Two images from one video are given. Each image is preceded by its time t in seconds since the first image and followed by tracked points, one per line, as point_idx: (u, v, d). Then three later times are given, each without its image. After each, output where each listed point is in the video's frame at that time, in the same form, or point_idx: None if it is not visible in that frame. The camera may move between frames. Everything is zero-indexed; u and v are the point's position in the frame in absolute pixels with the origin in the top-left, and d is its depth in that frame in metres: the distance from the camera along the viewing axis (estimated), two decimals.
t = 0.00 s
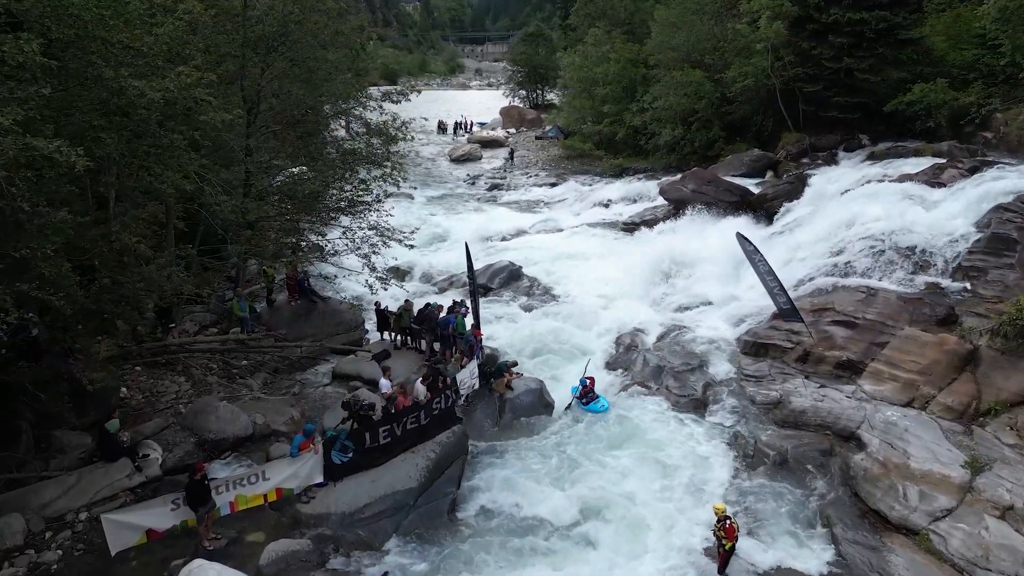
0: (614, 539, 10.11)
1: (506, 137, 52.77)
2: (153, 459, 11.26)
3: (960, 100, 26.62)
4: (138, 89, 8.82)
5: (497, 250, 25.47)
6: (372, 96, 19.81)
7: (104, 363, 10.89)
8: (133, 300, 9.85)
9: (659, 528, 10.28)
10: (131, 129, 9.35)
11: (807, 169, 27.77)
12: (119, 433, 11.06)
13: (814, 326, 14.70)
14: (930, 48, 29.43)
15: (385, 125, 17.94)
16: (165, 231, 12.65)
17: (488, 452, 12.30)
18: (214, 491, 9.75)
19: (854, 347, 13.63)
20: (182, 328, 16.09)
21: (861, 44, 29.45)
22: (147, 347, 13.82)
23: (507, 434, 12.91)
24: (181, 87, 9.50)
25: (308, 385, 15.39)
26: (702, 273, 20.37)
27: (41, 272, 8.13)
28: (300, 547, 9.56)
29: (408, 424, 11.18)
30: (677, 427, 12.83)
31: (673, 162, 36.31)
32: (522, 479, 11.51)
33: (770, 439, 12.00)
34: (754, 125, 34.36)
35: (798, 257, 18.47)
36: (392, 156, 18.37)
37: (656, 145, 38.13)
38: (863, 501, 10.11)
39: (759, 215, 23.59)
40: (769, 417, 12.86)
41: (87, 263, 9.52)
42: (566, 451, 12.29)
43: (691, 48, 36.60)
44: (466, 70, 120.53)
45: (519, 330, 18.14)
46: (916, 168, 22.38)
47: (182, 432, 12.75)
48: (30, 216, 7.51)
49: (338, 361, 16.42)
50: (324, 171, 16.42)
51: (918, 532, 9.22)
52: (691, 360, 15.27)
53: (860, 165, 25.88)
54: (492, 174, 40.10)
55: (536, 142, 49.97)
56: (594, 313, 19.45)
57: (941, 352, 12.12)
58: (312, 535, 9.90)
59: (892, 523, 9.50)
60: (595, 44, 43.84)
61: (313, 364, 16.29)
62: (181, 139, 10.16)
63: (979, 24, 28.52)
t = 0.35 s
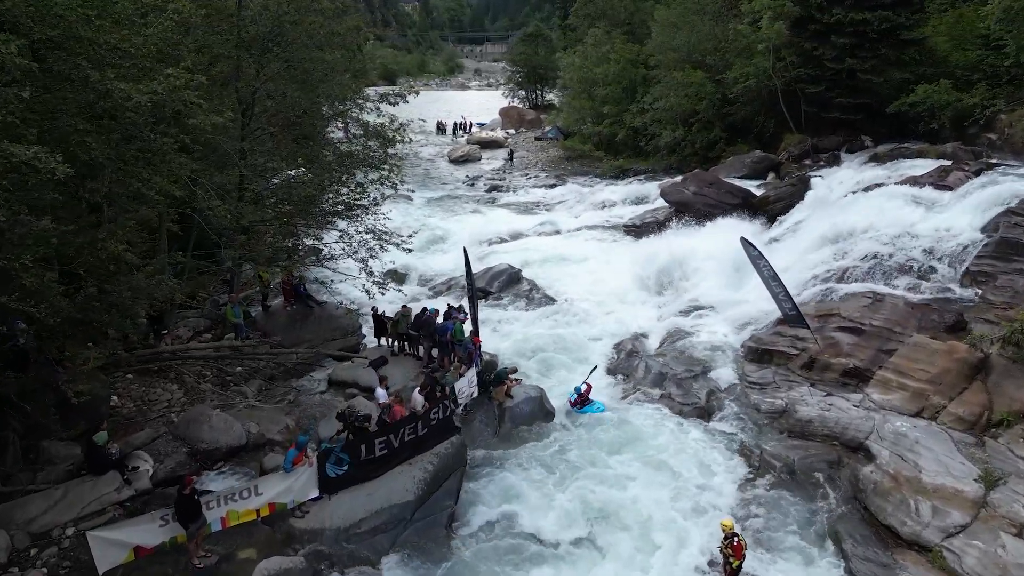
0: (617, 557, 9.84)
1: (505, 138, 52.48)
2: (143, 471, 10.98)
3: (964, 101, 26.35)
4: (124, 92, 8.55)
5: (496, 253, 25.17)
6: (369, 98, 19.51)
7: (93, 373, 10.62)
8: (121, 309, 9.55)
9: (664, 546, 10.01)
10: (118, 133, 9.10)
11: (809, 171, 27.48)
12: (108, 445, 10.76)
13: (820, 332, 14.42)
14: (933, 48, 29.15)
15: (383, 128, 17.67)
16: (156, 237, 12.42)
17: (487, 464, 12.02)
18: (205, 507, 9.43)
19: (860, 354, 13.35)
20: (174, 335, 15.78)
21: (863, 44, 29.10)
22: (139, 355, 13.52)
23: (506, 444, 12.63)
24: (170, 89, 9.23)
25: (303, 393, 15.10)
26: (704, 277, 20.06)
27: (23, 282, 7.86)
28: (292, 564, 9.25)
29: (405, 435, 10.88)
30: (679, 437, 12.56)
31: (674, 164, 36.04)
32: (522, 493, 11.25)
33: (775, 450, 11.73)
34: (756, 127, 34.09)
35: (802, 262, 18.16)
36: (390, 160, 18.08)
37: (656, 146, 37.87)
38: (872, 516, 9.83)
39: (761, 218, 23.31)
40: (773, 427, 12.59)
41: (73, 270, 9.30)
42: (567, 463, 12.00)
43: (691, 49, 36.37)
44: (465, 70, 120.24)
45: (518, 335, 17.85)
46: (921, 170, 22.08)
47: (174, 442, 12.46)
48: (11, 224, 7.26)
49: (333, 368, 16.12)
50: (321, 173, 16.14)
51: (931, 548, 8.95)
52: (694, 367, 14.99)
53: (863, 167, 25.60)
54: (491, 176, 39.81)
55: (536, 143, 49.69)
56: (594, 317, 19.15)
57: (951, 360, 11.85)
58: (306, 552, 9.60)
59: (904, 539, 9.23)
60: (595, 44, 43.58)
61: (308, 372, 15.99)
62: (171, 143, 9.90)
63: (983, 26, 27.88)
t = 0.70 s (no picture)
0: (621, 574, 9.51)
1: (504, 138, 52.15)
2: (131, 487, 10.66)
3: (968, 102, 26.08)
4: (109, 95, 8.17)
5: (496, 256, 24.83)
6: (366, 100, 19.19)
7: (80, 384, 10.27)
8: (108, 320, 9.21)
9: (670, 562, 9.68)
10: (104, 138, 8.76)
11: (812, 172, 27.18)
12: (94, 459, 10.45)
13: (826, 339, 14.10)
14: (936, 49, 28.88)
15: (381, 130, 17.34)
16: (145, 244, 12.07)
17: (486, 477, 11.70)
18: (194, 526, 9.14)
19: (868, 362, 13.04)
20: (167, 343, 15.45)
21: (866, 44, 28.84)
22: (129, 363, 13.18)
23: (506, 455, 12.32)
24: (157, 92, 8.86)
25: (299, 402, 14.77)
26: (707, 281, 19.73)
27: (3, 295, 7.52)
28: None
29: (402, 448, 10.57)
30: (684, 448, 12.22)
31: (674, 165, 35.73)
32: (523, 506, 10.92)
33: (783, 463, 11.41)
34: (757, 128, 33.81)
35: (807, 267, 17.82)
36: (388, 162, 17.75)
37: (657, 148, 37.57)
38: (885, 534, 9.51)
39: (763, 221, 23.00)
40: (780, 438, 12.27)
41: (56, 280, 8.97)
42: (568, 476, 11.67)
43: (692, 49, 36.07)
44: (464, 70, 119.89)
45: (518, 342, 17.53)
46: (926, 173, 21.79)
47: (165, 454, 12.14)
48: None
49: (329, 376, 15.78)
50: (319, 176, 15.77)
51: (947, 568, 8.65)
52: (698, 374, 14.67)
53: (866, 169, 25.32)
54: (490, 177, 39.47)
55: (535, 144, 49.39)
56: (595, 323, 18.80)
57: (963, 371, 11.57)
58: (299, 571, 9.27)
59: (918, 558, 8.92)
60: (595, 44, 43.30)
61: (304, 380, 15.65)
62: (159, 147, 9.55)
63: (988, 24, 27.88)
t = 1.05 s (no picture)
0: None
1: (504, 139, 51.83)
2: (118, 503, 10.37)
3: (972, 103, 25.80)
4: (93, 99, 7.88)
5: (495, 259, 24.51)
6: (364, 102, 18.88)
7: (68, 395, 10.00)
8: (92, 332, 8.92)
9: None
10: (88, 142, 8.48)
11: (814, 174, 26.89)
12: (82, 474, 10.18)
13: (833, 346, 13.80)
14: (940, 49, 28.62)
15: (380, 132, 17.02)
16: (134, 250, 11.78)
17: (486, 491, 11.40)
18: (183, 544, 8.77)
19: (876, 371, 12.74)
20: (160, 350, 15.14)
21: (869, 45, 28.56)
22: (120, 372, 12.90)
23: (505, 466, 12.04)
24: (144, 96, 8.57)
25: (294, 411, 14.47)
26: (710, 285, 19.41)
27: None
28: None
29: (398, 459, 10.27)
30: (689, 460, 11.92)
31: (675, 167, 35.42)
32: (525, 521, 10.63)
33: (790, 475, 11.13)
34: (759, 129, 33.52)
35: (812, 271, 17.50)
36: (386, 165, 17.43)
37: (657, 149, 37.28)
38: (896, 551, 9.25)
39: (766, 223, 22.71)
40: (787, 449, 11.98)
41: (39, 289, 8.68)
42: (570, 489, 11.38)
43: (692, 49, 35.77)
44: (463, 71, 119.58)
45: (517, 348, 17.22)
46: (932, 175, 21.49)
47: (156, 465, 11.89)
48: None
49: (325, 383, 15.46)
50: (315, 180, 15.48)
51: None
52: (701, 382, 14.37)
53: (870, 171, 25.01)
54: (489, 178, 39.15)
55: (535, 145, 49.09)
56: (597, 327, 18.48)
57: (976, 381, 11.32)
58: None
59: None
60: (595, 45, 43.01)
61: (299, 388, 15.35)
62: (147, 153, 9.26)
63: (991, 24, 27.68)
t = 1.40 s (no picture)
0: None
1: (502, 140, 51.49)
2: (104, 520, 10.06)
3: (977, 104, 25.50)
4: (74, 103, 7.57)
5: (494, 262, 24.20)
6: (360, 104, 18.54)
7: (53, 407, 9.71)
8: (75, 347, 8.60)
9: None
10: (71, 147, 8.17)
11: (817, 176, 26.58)
12: (66, 491, 9.85)
13: (840, 353, 13.49)
14: (943, 50, 28.32)
15: (376, 135, 16.71)
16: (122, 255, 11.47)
17: (485, 505, 11.09)
18: (170, 567, 8.45)
19: (885, 380, 12.43)
20: (151, 358, 14.81)
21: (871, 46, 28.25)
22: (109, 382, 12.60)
23: (505, 479, 11.72)
24: (130, 101, 8.27)
25: (288, 421, 14.15)
26: (712, 290, 19.09)
27: None
28: None
29: (394, 474, 9.95)
30: (693, 473, 11.62)
31: (675, 168, 35.11)
32: (525, 538, 10.31)
33: (797, 489, 10.82)
34: (760, 130, 33.21)
35: (818, 275, 17.15)
36: (383, 168, 17.12)
37: (658, 150, 36.98)
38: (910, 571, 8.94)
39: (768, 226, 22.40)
40: (794, 461, 11.67)
41: (17, 300, 8.36)
42: (572, 504, 11.06)
43: (693, 50, 35.47)
44: (461, 71, 119.20)
45: (517, 354, 16.90)
46: (937, 178, 21.19)
47: (146, 478, 11.59)
48: None
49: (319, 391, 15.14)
50: (310, 183, 15.17)
51: None
52: (704, 390, 14.05)
53: (874, 173, 24.71)
54: (488, 179, 38.84)
55: (534, 146, 48.73)
56: (599, 333, 18.17)
57: (989, 392, 11.04)
58: None
59: None
60: (594, 45, 42.71)
61: (293, 397, 15.03)
62: (133, 159, 8.95)
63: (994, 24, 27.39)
